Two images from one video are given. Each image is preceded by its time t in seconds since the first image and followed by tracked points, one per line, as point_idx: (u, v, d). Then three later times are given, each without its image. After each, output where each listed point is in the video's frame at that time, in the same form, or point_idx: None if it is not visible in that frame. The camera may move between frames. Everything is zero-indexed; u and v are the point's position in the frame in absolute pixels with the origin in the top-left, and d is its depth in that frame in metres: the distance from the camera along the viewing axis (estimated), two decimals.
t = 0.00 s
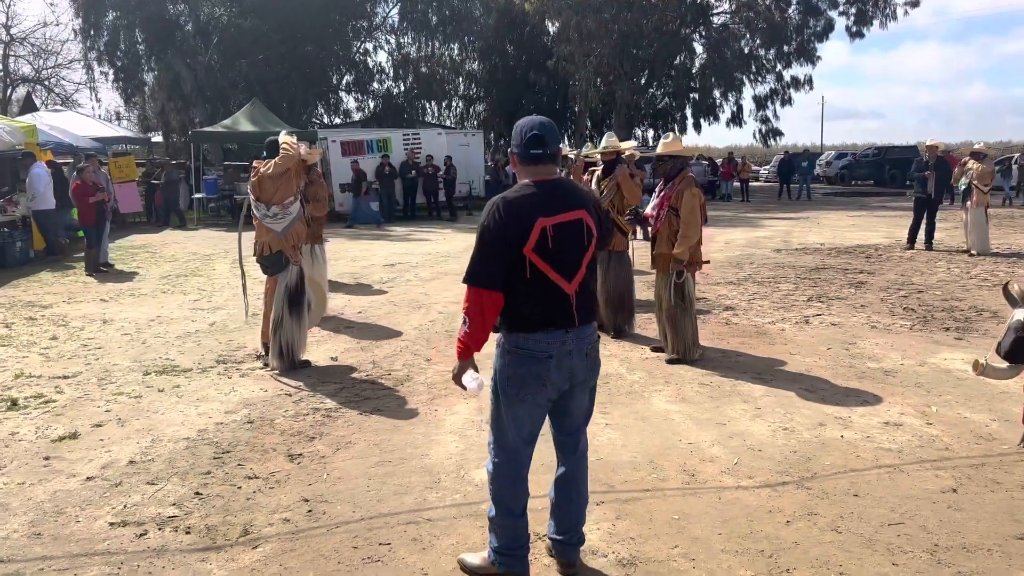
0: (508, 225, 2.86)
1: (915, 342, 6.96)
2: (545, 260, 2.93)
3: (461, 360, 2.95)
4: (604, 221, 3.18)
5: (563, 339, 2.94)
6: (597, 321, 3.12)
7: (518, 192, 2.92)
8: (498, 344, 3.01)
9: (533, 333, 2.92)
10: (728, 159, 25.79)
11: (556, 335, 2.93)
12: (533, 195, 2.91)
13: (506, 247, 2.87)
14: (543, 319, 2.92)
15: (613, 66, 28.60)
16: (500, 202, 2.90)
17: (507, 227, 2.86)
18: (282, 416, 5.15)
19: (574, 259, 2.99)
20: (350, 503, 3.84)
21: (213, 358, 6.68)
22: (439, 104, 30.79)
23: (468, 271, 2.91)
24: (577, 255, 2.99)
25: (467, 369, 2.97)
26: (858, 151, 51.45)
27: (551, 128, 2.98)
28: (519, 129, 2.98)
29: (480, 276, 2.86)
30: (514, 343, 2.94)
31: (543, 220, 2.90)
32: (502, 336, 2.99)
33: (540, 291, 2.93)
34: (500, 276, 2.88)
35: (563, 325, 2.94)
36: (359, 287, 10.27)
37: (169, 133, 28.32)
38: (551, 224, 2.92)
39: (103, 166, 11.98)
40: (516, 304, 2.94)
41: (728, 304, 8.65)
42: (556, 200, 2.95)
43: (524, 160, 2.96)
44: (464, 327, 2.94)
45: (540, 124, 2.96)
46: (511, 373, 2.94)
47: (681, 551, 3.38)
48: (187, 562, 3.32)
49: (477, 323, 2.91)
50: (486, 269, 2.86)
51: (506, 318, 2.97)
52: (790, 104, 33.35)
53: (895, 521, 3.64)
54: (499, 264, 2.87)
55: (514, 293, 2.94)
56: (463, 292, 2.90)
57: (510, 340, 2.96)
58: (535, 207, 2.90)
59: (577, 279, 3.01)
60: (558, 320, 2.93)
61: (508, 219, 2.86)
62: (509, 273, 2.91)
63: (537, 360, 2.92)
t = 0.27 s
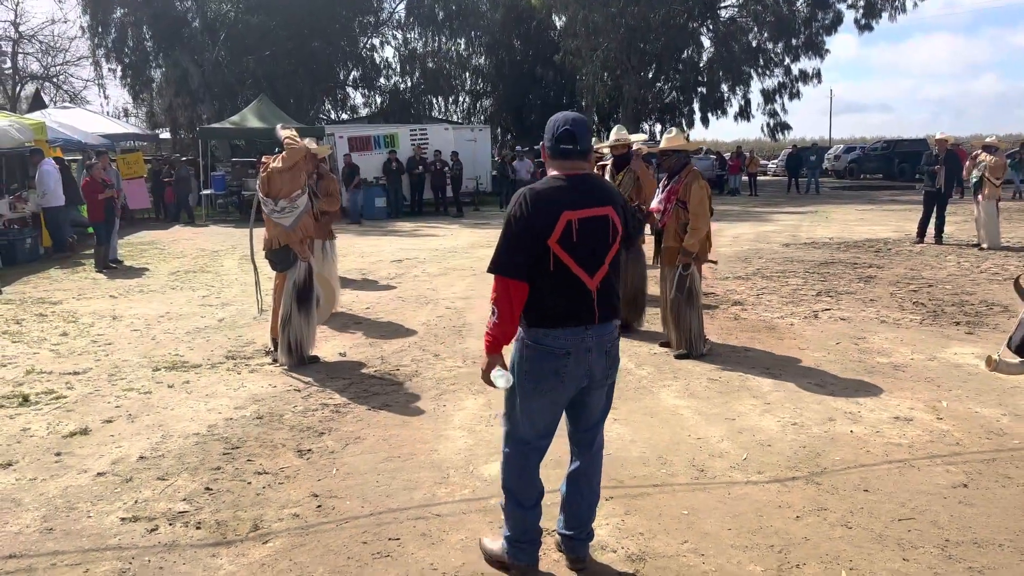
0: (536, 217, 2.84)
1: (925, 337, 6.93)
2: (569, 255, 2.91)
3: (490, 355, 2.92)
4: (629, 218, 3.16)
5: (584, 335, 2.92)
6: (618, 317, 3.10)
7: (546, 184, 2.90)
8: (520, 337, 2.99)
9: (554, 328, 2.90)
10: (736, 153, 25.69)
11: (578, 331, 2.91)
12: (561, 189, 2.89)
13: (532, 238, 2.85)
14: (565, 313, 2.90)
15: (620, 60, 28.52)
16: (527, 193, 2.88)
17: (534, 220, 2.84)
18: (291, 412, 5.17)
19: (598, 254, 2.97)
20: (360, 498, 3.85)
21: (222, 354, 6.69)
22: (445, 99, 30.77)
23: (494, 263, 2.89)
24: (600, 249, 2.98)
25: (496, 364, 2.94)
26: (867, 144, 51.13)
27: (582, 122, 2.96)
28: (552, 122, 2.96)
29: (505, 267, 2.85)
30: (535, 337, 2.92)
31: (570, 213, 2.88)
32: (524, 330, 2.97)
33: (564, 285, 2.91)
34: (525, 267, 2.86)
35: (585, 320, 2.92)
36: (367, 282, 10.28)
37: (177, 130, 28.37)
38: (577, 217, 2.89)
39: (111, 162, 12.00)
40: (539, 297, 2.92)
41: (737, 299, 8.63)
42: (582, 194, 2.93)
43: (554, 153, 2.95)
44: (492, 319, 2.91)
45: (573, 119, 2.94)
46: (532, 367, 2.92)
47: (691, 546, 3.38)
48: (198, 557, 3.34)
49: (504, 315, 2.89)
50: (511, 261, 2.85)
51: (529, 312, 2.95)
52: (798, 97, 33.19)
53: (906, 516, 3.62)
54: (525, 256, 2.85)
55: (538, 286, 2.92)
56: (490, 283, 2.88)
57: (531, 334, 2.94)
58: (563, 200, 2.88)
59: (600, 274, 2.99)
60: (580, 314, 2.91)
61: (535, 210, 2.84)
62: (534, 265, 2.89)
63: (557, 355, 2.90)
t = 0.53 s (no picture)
0: (555, 213, 2.84)
1: (938, 334, 6.89)
2: (587, 252, 2.89)
3: (503, 349, 2.92)
4: (651, 219, 3.13)
5: (599, 334, 2.90)
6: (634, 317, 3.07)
7: (567, 180, 2.89)
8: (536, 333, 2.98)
9: (569, 325, 2.89)
10: (748, 148, 25.57)
11: (592, 329, 2.89)
12: (582, 185, 2.89)
13: (549, 234, 2.84)
14: (581, 310, 2.88)
15: (630, 55, 28.42)
16: (548, 189, 2.88)
17: (553, 215, 2.84)
18: (302, 409, 5.19)
19: (617, 252, 2.95)
20: (370, 495, 3.86)
21: (234, 351, 6.72)
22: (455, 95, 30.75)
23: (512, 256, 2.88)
24: (620, 248, 2.95)
25: (509, 358, 2.94)
26: (881, 139, 50.64)
27: (606, 120, 2.96)
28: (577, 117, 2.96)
29: (523, 262, 2.84)
30: (549, 333, 2.91)
31: (589, 210, 2.87)
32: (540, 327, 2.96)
33: (580, 281, 2.90)
34: (543, 262, 2.85)
35: (601, 317, 2.90)
36: (377, 279, 10.29)
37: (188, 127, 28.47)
38: (596, 215, 2.88)
39: (123, 160, 12.04)
40: (554, 294, 2.91)
41: (748, 295, 8.60)
42: (603, 192, 2.92)
43: (577, 149, 2.94)
44: (507, 314, 2.91)
45: (598, 116, 2.94)
46: (547, 363, 2.91)
47: (702, 544, 3.37)
48: (209, 554, 3.35)
49: (520, 310, 2.89)
50: (528, 256, 2.84)
51: (545, 307, 2.94)
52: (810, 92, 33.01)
53: (917, 514, 3.61)
54: (542, 250, 2.84)
55: (555, 282, 2.91)
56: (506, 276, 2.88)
57: (545, 330, 2.94)
58: (583, 196, 2.87)
59: (619, 273, 2.97)
60: (593, 313, 2.89)
61: (554, 205, 2.84)
62: (552, 261, 2.88)
63: (571, 352, 2.88)
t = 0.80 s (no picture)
0: (569, 215, 2.82)
1: (950, 333, 6.85)
2: (601, 255, 2.86)
3: (513, 346, 2.93)
4: (672, 221, 3.08)
5: (613, 336, 2.89)
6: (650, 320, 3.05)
7: (582, 182, 2.86)
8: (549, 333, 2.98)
9: (584, 326, 2.87)
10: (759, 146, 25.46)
11: (607, 331, 2.88)
12: (597, 188, 2.85)
13: (563, 237, 2.82)
14: (592, 314, 2.87)
15: (641, 53, 28.33)
16: (563, 191, 2.86)
17: (566, 217, 2.82)
18: (312, 406, 5.20)
19: (632, 256, 2.91)
20: (381, 493, 3.87)
21: (244, 349, 6.74)
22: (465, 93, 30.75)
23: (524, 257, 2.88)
24: (636, 251, 2.92)
25: (520, 355, 2.95)
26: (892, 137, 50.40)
27: (630, 121, 2.90)
28: (597, 118, 2.91)
29: (534, 264, 2.83)
30: (564, 335, 2.91)
31: (603, 213, 2.84)
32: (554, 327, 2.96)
33: (593, 284, 2.88)
34: (555, 264, 2.84)
35: (615, 320, 2.89)
36: (387, 277, 10.30)
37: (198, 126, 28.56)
38: (611, 219, 2.85)
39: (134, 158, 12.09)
40: (567, 295, 2.90)
41: (759, 294, 8.56)
42: (619, 195, 2.88)
43: (595, 150, 2.90)
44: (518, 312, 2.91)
45: (618, 117, 2.88)
46: (559, 365, 2.91)
47: (711, 543, 3.37)
48: (221, 551, 3.37)
49: (530, 310, 2.88)
50: (540, 257, 2.83)
51: (557, 308, 2.94)
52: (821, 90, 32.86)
53: (929, 514, 3.59)
54: (554, 253, 2.83)
55: (568, 284, 2.90)
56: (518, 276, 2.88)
57: (560, 330, 2.93)
58: (598, 199, 2.84)
59: (634, 276, 2.94)
60: (606, 316, 2.87)
61: (568, 208, 2.82)
62: (565, 263, 2.87)
63: (585, 354, 2.87)
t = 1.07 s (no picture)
0: (586, 223, 2.70)
1: (962, 334, 6.80)
2: (622, 262, 2.74)
3: (534, 349, 2.85)
4: (695, 223, 2.93)
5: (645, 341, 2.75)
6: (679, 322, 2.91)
7: (600, 187, 2.74)
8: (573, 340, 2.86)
9: (613, 333, 2.74)
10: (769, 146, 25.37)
11: (639, 338, 2.74)
12: (615, 193, 2.72)
13: (580, 245, 2.71)
14: (616, 323, 2.74)
15: (651, 52, 28.26)
16: (581, 197, 2.74)
17: (583, 225, 2.70)
18: (323, 404, 5.22)
19: (656, 261, 2.78)
20: (390, 491, 3.87)
21: (254, 347, 6.76)
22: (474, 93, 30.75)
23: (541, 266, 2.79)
24: (659, 257, 2.78)
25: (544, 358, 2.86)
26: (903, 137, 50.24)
27: (648, 123, 2.76)
28: (614, 120, 2.78)
29: (551, 273, 2.73)
30: (588, 344, 2.79)
31: (624, 219, 2.71)
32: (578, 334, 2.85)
33: (615, 292, 2.75)
34: (572, 273, 2.73)
35: (644, 326, 2.75)
36: (397, 276, 10.31)
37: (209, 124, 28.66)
38: (632, 225, 2.72)
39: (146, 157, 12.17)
40: (590, 302, 2.79)
41: (770, 295, 8.53)
42: (640, 200, 2.74)
43: (612, 154, 2.77)
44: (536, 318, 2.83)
45: (636, 120, 2.74)
46: (588, 374, 2.79)
47: (722, 544, 3.35)
48: (231, 548, 3.38)
49: (546, 318, 2.79)
50: (557, 266, 2.73)
51: (578, 316, 2.83)
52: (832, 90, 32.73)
53: (941, 516, 3.57)
54: (570, 261, 2.72)
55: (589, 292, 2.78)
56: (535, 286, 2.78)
57: (588, 339, 2.80)
58: (615, 205, 2.71)
59: (659, 281, 2.80)
60: (633, 324, 2.74)
61: (586, 215, 2.70)
62: (584, 270, 2.76)
63: (619, 361, 2.74)
